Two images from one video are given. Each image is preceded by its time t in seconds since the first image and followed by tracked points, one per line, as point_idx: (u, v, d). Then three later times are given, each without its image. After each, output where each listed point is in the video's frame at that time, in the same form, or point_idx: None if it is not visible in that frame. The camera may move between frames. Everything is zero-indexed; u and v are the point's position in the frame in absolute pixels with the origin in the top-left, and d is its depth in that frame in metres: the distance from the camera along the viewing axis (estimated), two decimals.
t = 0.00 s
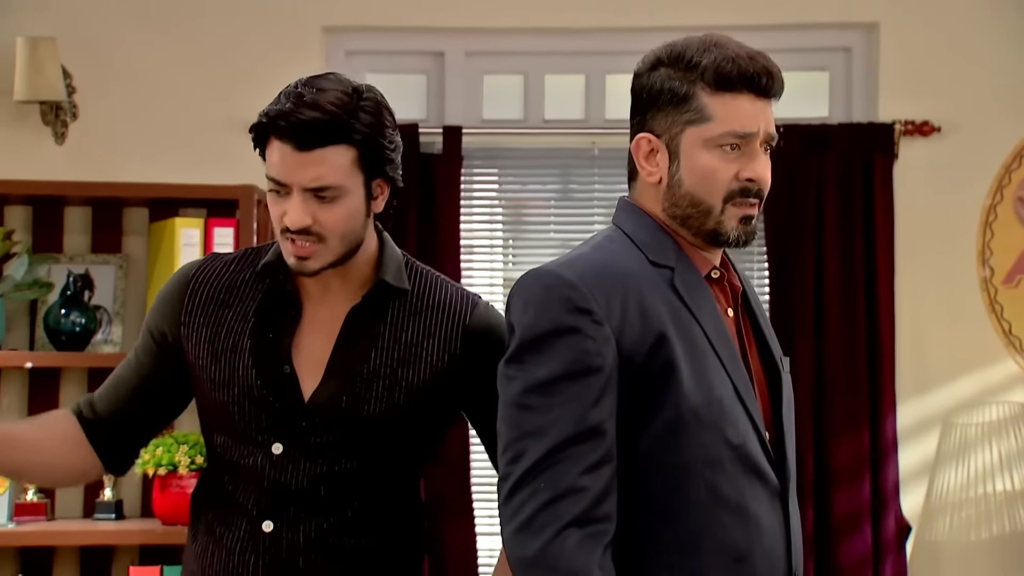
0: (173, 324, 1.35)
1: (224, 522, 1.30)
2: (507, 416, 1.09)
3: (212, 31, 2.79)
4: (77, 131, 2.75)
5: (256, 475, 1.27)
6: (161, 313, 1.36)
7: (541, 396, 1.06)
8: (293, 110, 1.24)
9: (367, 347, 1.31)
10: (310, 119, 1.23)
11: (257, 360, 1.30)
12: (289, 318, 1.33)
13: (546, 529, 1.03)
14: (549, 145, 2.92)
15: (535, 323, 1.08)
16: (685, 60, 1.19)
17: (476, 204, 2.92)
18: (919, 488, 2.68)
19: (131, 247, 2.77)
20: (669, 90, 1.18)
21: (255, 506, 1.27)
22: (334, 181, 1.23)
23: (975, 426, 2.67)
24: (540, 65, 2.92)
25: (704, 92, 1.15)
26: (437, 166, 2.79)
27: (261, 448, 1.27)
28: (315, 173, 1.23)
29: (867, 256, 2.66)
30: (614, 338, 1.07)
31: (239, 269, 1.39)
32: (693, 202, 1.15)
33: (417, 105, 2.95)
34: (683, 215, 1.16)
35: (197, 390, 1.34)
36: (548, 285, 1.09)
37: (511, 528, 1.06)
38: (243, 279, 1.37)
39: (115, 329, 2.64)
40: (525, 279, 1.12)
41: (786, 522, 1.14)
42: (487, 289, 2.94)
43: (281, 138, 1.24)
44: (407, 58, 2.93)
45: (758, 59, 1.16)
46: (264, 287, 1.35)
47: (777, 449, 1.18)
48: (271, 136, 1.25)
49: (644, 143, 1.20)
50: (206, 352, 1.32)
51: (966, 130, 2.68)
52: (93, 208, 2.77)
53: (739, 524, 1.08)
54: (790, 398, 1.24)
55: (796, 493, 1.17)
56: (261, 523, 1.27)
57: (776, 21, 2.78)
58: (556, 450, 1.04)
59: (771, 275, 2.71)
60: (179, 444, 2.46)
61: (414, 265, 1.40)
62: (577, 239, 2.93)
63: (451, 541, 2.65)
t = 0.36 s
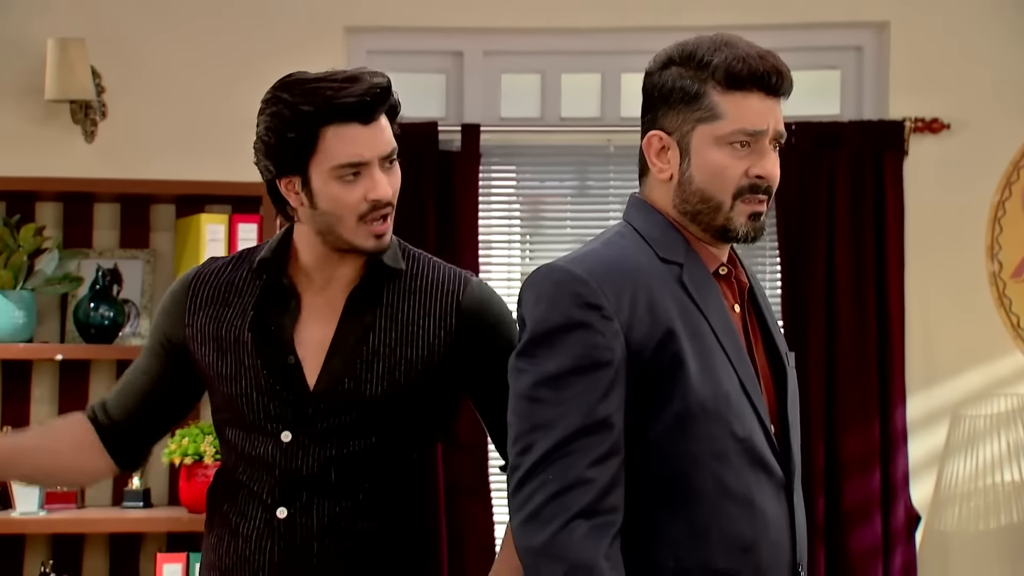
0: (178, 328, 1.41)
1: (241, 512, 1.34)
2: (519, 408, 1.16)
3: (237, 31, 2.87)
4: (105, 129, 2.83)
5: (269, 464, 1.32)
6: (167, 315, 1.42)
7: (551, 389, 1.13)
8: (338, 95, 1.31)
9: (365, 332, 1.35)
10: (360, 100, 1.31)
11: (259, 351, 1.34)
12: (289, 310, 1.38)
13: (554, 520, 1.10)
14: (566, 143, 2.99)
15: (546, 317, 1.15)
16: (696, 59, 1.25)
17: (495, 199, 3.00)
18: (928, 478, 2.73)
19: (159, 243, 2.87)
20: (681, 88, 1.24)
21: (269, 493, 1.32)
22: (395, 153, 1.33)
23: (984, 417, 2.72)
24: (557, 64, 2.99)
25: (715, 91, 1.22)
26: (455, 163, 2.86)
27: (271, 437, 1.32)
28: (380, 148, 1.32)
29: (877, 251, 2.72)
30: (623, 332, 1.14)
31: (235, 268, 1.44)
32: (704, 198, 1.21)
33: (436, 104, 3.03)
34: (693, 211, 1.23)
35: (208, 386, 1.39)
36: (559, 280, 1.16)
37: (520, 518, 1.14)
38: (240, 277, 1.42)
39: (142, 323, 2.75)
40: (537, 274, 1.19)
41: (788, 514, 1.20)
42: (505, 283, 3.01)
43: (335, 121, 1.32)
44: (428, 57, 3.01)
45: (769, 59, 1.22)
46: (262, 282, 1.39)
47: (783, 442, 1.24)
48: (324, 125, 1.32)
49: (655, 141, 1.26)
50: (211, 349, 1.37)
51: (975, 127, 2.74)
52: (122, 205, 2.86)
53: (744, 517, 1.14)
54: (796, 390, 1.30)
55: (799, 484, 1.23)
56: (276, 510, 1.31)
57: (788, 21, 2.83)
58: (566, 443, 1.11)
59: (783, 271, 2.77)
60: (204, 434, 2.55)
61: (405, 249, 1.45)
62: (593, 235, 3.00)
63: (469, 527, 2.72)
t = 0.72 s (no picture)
0: (169, 339, 1.34)
1: (247, 510, 1.30)
2: (528, 403, 1.16)
3: (248, 29, 2.88)
4: (118, 127, 2.84)
5: (281, 460, 1.29)
6: (145, 340, 1.35)
7: (561, 384, 1.13)
8: (335, 83, 1.31)
9: (369, 324, 1.35)
10: (356, 88, 1.31)
11: (269, 349, 1.32)
12: (289, 307, 1.35)
13: (564, 513, 1.10)
14: (577, 140, 2.98)
15: (555, 313, 1.15)
16: (703, 54, 1.25)
17: (506, 197, 3.00)
18: (940, 475, 2.71)
19: (170, 240, 2.88)
20: (688, 84, 1.24)
21: (281, 489, 1.29)
22: (389, 142, 1.33)
23: (996, 414, 2.71)
24: (568, 61, 2.98)
25: (723, 86, 1.21)
26: (466, 160, 2.85)
27: (281, 435, 1.29)
28: (375, 136, 1.31)
29: (889, 248, 2.70)
30: (633, 327, 1.14)
31: (227, 271, 1.38)
32: (711, 193, 1.21)
33: (447, 101, 3.02)
34: (701, 207, 1.22)
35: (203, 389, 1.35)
36: (568, 275, 1.16)
37: (530, 513, 1.14)
38: (235, 281, 1.36)
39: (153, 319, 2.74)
40: (546, 269, 1.19)
41: (799, 507, 1.19)
42: (516, 280, 3.01)
43: (331, 109, 1.31)
44: (439, 55, 3.01)
45: (778, 56, 1.22)
46: (258, 284, 1.36)
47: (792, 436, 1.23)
48: (321, 113, 1.31)
49: (663, 137, 1.26)
50: (216, 350, 1.32)
51: (988, 124, 2.72)
52: (135, 203, 2.87)
53: (753, 509, 1.13)
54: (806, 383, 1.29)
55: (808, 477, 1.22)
56: (290, 505, 1.28)
57: (800, 17, 2.82)
58: (576, 437, 1.11)
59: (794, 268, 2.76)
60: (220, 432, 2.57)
61: (391, 244, 1.44)
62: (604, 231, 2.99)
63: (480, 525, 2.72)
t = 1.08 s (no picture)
0: (149, 338, 1.31)
1: (244, 509, 1.29)
2: (528, 402, 1.15)
3: (253, 27, 2.87)
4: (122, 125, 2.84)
5: (278, 459, 1.29)
6: (118, 337, 1.31)
7: (561, 384, 1.12)
8: (292, 84, 1.32)
9: (352, 321, 1.36)
10: (313, 87, 1.32)
11: (257, 351, 1.32)
12: (273, 308, 1.35)
13: (565, 512, 1.10)
14: (582, 137, 2.98)
15: (555, 312, 1.14)
16: (701, 52, 1.24)
17: (511, 195, 2.99)
18: (946, 474, 2.70)
19: (176, 238, 2.88)
20: (686, 82, 1.23)
21: (278, 488, 1.29)
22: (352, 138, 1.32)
23: (1002, 412, 2.70)
24: (573, 59, 2.97)
25: (720, 83, 1.21)
26: (470, 158, 2.85)
27: (273, 435, 1.29)
28: (337, 134, 1.31)
29: (894, 246, 2.69)
30: (632, 326, 1.13)
31: (208, 275, 1.37)
32: (710, 191, 1.20)
33: (452, 99, 3.01)
34: (699, 205, 1.21)
35: (184, 392, 1.33)
36: (568, 274, 1.15)
37: (530, 513, 1.13)
38: (215, 283, 1.36)
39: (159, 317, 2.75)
40: (547, 267, 1.18)
41: (798, 507, 1.18)
42: (521, 277, 3.00)
43: (289, 110, 1.32)
44: (444, 52, 3.00)
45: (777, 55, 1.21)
46: (241, 284, 1.36)
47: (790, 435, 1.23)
48: (280, 114, 1.32)
49: (661, 135, 1.25)
50: (203, 354, 1.31)
51: (994, 121, 2.71)
52: (140, 201, 2.87)
53: (752, 507, 1.13)
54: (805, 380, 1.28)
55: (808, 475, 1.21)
56: (288, 502, 1.29)
57: (806, 14, 2.81)
58: (577, 437, 1.10)
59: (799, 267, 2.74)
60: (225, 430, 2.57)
61: (366, 240, 1.46)
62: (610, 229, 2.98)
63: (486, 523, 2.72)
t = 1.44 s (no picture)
0: (140, 340, 1.31)
1: (233, 508, 1.29)
2: (513, 402, 1.12)
3: (257, 26, 2.87)
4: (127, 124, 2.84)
5: (267, 458, 1.29)
6: (113, 339, 1.32)
7: (545, 383, 1.09)
8: (294, 83, 1.31)
9: (342, 320, 1.35)
10: (315, 87, 1.31)
11: (247, 350, 1.32)
12: (264, 307, 1.35)
13: (542, 511, 1.07)
14: (586, 135, 2.97)
15: (541, 313, 1.12)
16: (672, 51, 1.19)
17: (515, 193, 2.99)
18: (950, 472, 2.69)
19: (180, 236, 2.89)
20: (658, 84, 1.19)
21: (267, 486, 1.28)
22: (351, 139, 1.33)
23: (1006, 411, 2.69)
24: (576, 57, 2.97)
25: (685, 85, 1.15)
26: (473, 156, 2.85)
27: (263, 434, 1.29)
28: (338, 134, 1.32)
29: (898, 244, 2.68)
30: (618, 327, 1.10)
31: (198, 272, 1.37)
32: (678, 194, 1.16)
33: (455, 96, 3.01)
34: (673, 206, 1.18)
35: (173, 392, 1.33)
36: (555, 275, 1.12)
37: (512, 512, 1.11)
38: (205, 282, 1.36)
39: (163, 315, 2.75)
40: (534, 268, 1.15)
41: (789, 507, 1.16)
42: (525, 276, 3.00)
43: (291, 109, 1.31)
44: (448, 50, 2.99)
45: (747, 53, 1.14)
46: (232, 283, 1.36)
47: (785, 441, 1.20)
48: (282, 112, 1.31)
49: (642, 137, 1.21)
50: (193, 353, 1.31)
51: (998, 119, 2.69)
52: (144, 199, 2.88)
53: (740, 508, 1.10)
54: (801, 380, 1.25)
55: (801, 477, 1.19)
56: (277, 501, 1.29)
57: (811, 12, 2.79)
58: (558, 435, 1.07)
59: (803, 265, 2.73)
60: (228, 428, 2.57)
61: (357, 240, 1.46)
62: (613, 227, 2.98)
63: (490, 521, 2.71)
